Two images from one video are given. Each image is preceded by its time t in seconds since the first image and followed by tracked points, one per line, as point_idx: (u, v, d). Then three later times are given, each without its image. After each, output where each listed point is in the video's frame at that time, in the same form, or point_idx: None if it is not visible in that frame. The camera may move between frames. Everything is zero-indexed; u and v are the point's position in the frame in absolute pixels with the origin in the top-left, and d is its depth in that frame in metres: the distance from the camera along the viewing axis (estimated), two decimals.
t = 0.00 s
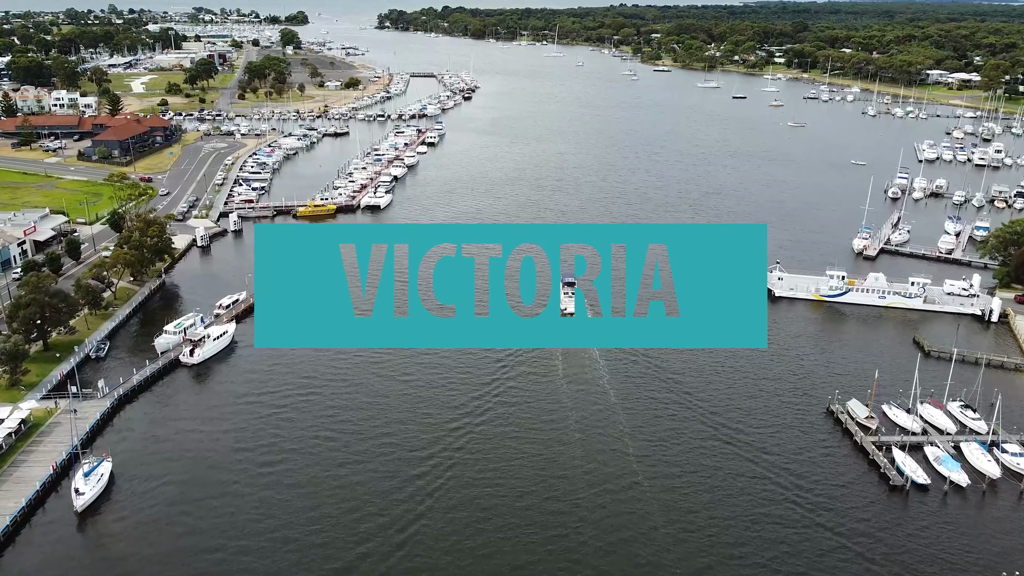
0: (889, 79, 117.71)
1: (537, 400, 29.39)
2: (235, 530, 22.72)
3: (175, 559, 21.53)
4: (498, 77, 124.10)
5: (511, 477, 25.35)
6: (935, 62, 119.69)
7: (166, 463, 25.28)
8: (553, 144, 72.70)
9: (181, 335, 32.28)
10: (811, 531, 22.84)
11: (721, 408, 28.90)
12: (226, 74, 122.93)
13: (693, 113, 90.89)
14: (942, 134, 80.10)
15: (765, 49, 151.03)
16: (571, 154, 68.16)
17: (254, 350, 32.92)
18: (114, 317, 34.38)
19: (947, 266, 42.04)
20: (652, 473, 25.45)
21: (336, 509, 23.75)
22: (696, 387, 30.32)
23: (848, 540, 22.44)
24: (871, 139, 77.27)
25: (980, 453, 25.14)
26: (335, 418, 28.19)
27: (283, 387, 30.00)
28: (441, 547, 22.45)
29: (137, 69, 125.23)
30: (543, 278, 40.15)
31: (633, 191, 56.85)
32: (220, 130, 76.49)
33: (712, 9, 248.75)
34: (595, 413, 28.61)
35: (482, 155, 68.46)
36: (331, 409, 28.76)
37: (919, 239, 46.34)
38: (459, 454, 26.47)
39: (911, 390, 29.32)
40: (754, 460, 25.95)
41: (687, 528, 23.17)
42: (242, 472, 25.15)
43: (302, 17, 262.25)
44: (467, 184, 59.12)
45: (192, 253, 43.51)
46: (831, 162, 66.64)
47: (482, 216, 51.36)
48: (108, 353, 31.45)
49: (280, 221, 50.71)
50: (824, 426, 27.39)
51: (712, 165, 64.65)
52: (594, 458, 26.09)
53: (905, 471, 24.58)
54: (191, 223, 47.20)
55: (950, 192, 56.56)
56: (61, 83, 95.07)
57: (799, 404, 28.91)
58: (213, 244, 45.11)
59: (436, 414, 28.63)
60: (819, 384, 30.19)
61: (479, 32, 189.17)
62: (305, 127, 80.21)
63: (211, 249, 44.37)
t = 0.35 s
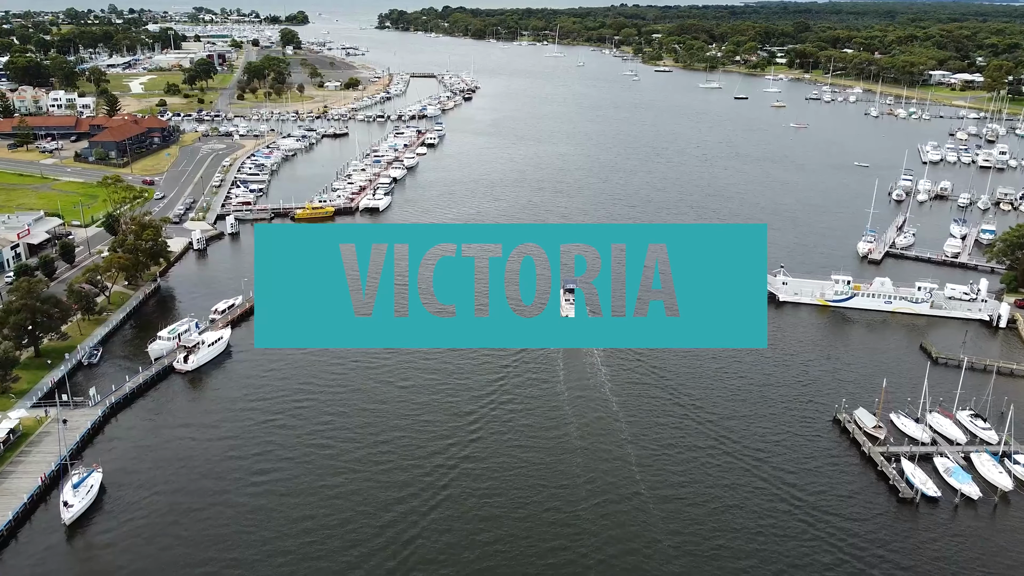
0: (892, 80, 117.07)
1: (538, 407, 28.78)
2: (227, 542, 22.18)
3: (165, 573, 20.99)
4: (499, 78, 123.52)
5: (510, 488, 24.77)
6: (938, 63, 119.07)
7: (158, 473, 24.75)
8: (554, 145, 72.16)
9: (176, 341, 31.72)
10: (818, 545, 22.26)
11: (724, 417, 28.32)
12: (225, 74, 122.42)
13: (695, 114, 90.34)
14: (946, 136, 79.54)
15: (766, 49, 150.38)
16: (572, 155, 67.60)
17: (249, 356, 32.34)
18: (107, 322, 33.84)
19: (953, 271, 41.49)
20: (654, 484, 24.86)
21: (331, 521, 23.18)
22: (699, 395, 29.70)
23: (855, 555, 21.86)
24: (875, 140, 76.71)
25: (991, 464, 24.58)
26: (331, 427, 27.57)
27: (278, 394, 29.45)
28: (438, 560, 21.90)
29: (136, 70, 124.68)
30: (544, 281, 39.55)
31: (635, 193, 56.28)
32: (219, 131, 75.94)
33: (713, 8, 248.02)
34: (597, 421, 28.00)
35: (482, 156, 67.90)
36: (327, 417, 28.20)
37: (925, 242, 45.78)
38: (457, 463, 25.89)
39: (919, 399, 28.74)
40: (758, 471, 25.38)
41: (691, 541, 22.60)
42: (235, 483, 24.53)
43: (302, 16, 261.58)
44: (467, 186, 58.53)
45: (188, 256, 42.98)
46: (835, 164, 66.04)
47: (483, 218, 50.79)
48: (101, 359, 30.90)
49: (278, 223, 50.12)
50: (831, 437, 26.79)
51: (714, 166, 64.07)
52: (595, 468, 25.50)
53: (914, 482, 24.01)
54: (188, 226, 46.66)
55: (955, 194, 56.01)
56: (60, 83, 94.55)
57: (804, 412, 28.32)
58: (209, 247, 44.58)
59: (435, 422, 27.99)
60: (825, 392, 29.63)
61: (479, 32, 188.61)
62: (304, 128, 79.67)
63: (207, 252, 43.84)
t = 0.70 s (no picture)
0: (894, 81, 116.44)
1: (538, 415, 28.15)
2: (219, 556, 21.60)
3: None
4: (500, 78, 122.88)
5: (509, 500, 24.15)
6: (941, 63, 118.44)
7: (149, 484, 24.18)
8: (555, 146, 71.54)
9: (170, 348, 31.13)
10: (825, 561, 21.64)
11: (729, 426, 27.70)
12: (224, 74, 121.82)
13: (697, 115, 89.76)
14: (950, 137, 79.00)
15: (768, 49, 149.80)
16: (573, 157, 66.99)
17: (244, 363, 31.73)
18: (99, 328, 33.22)
19: (960, 275, 40.85)
20: (656, 497, 24.21)
21: (326, 534, 22.60)
22: (703, 403, 29.06)
23: (864, 572, 21.23)
24: (878, 141, 76.17)
25: (1004, 477, 23.98)
26: (327, 436, 26.94)
27: (274, 401, 28.88)
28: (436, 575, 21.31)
29: (135, 70, 123.97)
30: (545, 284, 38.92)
31: (637, 195, 55.65)
32: (217, 132, 75.33)
33: (714, 8, 247.50)
34: (598, 429, 27.35)
35: (483, 158, 67.32)
36: (323, 425, 27.62)
37: (931, 246, 45.15)
38: (454, 474, 25.27)
39: (927, 409, 28.14)
40: (764, 483, 24.77)
41: (694, 556, 22.00)
42: (228, 495, 23.91)
43: (303, 16, 261.06)
44: (467, 189, 57.93)
45: (184, 260, 42.37)
46: (838, 165, 65.45)
47: (482, 221, 50.18)
48: (93, 366, 30.31)
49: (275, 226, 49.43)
50: (838, 448, 26.16)
51: (717, 168, 63.44)
52: (596, 479, 24.90)
53: (925, 496, 23.38)
54: (184, 229, 46.04)
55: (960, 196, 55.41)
56: (57, 83, 93.85)
57: (811, 422, 27.71)
58: (205, 250, 44.02)
59: (432, 431, 27.36)
60: (831, 401, 29.00)
61: (480, 32, 188.11)
62: (303, 129, 79.04)
63: (204, 256, 43.27)
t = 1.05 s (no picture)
0: (897, 81, 115.87)
1: (537, 422, 27.60)
2: (211, 568, 21.09)
3: None
4: (500, 78, 122.33)
5: (508, 510, 23.61)
6: (943, 64, 117.84)
7: (141, 494, 23.68)
8: (555, 147, 71.03)
9: (163, 354, 30.59)
10: None
11: (733, 435, 27.13)
12: (224, 74, 121.34)
13: (698, 116, 89.21)
14: (953, 138, 78.43)
15: (769, 49, 149.29)
16: (574, 159, 66.42)
17: (240, 369, 31.18)
18: (93, 333, 32.73)
19: (967, 279, 40.30)
20: (657, 507, 23.69)
21: (321, 545, 22.09)
22: (706, 411, 28.49)
23: None
24: (881, 143, 75.67)
25: (1015, 489, 23.43)
26: (323, 445, 26.38)
27: (269, 408, 28.37)
28: None
29: (135, 70, 123.45)
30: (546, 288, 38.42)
31: (638, 197, 55.07)
32: (215, 133, 74.83)
33: (715, 8, 246.90)
34: (600, 438, 26.77)
35: (483, 159, 66.72)
36: (319, 432, 27.08)
37: (936, 249, 44.60)
38: (453, 484, 24.73)
39: (936, 418, 27.57)
40: (770, 495, 24.20)
41: (697, 569, 21.50)
42: (221, 506, 23.37)
43: (303, 16, 260.70)
44: (467, 190, 57.40)
45: (180, 263, 41.85)
46: (841, 167, 64.87)
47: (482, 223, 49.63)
48: (86, 373, 29.82)
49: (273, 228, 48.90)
50: (845, 459, 25.60)
51: (719, 170, 62.93)
52: (597, 488, 24.38)
53: (935, 508, 22.84)
54: (180, 232, 45.53)
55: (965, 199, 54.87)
56: (56, 83, 93.40)
57: (817, 431, 27.13)
58: (202, 254, 43.50)
59: (430, 440, 26.79)
60: (836, 408, 28.49)
61: (480, 32, 187.70)
62: (302, 129, 78.54)
63: (200, 259, 42.75)
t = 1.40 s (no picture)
0: (899, 82, 115.22)
1: (538, 431, 26.99)
2: None
3: None
4: (501, 78, 121.63)
5: (507, 522, 23.03)
6: (946, 64, 117.08)
7: (132, 505, 23.17)
8: (556, 148, 70.48)
9: (156, 361, 30.02)
10: None
11: (737, 444, 26.53)
12: (223, 74, 120.71)
13: (700, 116, 88.56)
14: (956, 139, 77.87)
15: (771, 49, 148.61)
16: (576, 160, 65.83)
17: (235, 376, 30.60)
18: (86, 338, 32.19)
19: (974, 284, 39.72)
20: (659, 519, 23.12)
21: (315, 559, 21.54)
22: (709, 419, 27.87)
23: None
24: (885, 144, 75.04)
25: None
26: (319, 455, 25.81)
27: (265, 416, 27.81)
28: None
29: (133, 70, 122.85)
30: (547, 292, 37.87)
31: (640, 199, 54.49)
32: (214, 133, 74.25)
33: (716, 8, 246.07)
34: (601, 448, 26.12)
35: (483, 161, 66.15)
36: (315, 441, 26.51)
37: (942, 253, 44.02)
38: (451, 494, 24.14)
39: (946, 428, 27.00)
40: (777, 507, 23.60)
41: None
42: (213, 518, 22.84)
43: (303, 16, 260.29)
44: (467, 192, 56.84)
45: (175, 266, 41.30)
46: (844, 169, 64.29)
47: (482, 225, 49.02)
48: (77, 380, 29.29)
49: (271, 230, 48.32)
50: (853, 470, 25.02)
51: (721, 171, 62.34)
52: (599, 500, 23.79)
53: (947, 522, 22.25)
54: (176, 234, 44.98)
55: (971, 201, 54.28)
56: (54, 83, 92.87)
57: (823, 441, 26.55)
58: (198, 256, 42.95)
59: (428, 448, 26.20)
60: (843, 417, 27.89)
61: (481, 32, 187.07)
62: (301, 130, 77.99)
63: (196, 262, 42.19)
